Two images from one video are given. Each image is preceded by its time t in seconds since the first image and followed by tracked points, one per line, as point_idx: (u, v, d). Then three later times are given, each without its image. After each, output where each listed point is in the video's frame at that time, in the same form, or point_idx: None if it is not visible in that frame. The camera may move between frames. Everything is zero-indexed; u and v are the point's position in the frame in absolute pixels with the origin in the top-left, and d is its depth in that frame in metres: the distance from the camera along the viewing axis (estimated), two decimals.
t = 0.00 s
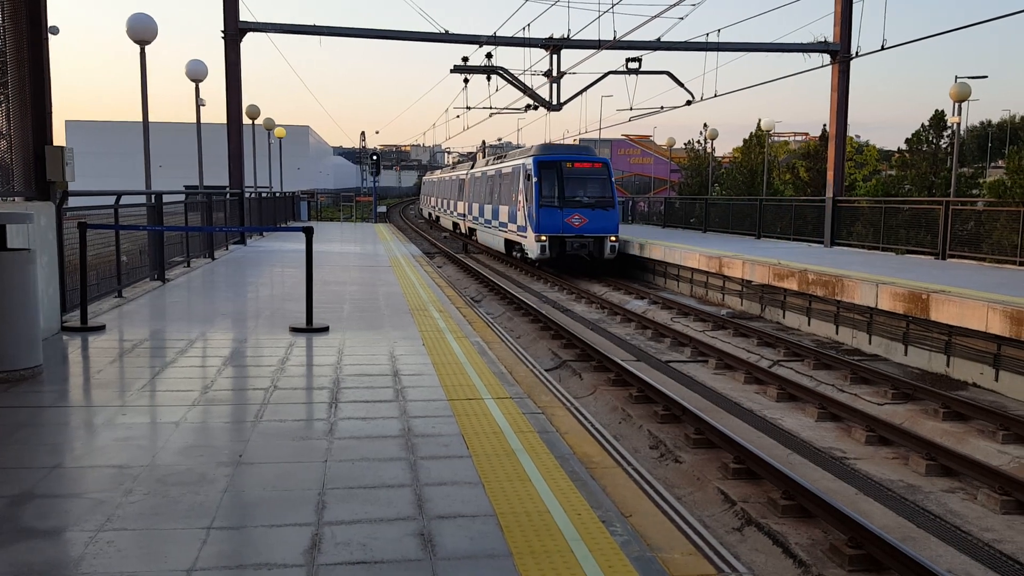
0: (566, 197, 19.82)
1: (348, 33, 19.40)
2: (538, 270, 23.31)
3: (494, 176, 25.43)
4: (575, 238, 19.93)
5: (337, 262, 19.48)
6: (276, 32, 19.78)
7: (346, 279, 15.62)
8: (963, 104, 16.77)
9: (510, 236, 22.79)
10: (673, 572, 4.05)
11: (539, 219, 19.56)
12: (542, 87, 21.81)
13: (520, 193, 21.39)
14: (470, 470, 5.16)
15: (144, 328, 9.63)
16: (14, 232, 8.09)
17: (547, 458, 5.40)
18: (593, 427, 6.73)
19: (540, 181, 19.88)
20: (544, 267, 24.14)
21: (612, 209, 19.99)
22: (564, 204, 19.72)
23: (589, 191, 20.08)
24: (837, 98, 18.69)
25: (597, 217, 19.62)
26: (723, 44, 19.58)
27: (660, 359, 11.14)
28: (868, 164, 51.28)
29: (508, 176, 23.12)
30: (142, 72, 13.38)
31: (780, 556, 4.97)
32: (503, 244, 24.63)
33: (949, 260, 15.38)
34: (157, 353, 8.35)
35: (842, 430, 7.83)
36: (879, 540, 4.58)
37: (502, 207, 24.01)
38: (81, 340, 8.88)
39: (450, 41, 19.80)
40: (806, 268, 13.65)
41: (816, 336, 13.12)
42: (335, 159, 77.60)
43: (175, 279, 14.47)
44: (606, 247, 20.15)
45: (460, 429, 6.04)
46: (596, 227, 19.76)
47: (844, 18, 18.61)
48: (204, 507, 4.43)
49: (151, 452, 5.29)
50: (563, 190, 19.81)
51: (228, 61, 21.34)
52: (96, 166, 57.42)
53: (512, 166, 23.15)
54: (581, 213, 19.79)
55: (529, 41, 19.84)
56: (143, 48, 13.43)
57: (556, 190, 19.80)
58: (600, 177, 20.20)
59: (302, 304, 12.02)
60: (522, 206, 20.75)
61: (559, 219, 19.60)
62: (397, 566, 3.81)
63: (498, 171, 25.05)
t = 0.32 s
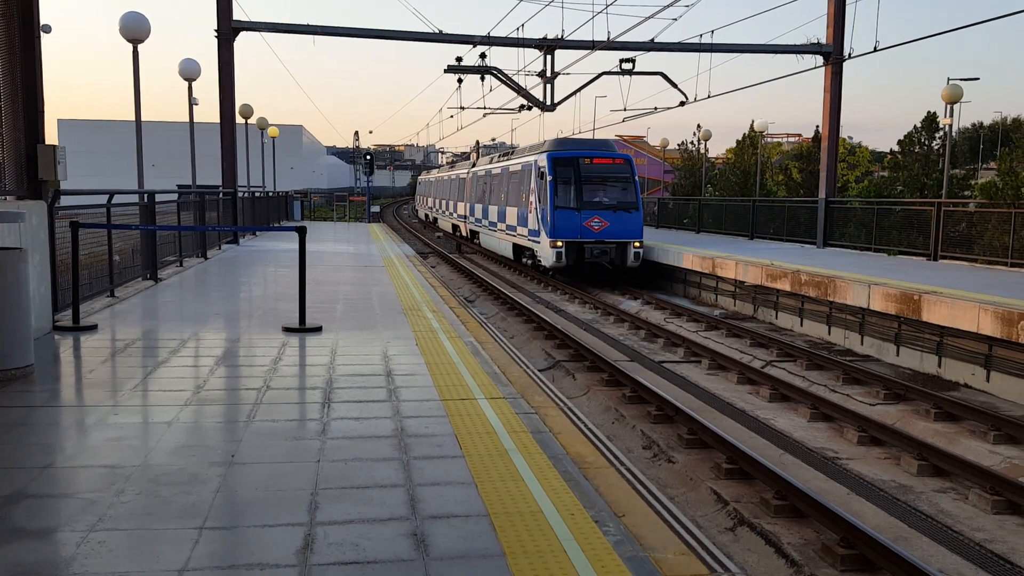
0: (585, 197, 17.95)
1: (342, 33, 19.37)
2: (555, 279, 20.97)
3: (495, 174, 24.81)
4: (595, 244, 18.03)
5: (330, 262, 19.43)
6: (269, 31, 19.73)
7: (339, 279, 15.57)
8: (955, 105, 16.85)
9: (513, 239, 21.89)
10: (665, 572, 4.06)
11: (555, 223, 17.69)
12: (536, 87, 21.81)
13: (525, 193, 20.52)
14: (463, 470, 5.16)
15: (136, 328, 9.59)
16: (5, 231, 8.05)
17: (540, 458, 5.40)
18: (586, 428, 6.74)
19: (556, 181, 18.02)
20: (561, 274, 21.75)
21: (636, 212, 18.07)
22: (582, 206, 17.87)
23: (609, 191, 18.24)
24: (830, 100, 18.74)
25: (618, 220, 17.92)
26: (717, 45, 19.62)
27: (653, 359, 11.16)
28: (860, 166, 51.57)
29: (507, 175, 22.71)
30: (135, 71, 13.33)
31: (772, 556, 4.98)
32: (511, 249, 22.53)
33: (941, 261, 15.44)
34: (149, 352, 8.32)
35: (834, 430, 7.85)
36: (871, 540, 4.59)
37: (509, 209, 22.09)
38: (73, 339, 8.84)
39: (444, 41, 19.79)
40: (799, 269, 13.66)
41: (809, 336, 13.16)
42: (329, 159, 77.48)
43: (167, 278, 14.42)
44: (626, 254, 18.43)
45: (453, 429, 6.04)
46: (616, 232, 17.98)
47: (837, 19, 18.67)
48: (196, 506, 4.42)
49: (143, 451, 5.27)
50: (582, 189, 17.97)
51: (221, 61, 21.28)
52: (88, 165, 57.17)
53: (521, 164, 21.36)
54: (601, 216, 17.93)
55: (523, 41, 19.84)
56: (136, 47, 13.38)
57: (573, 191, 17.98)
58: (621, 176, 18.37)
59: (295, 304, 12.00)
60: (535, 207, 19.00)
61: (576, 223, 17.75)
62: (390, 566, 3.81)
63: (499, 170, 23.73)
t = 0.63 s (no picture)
0: (618, 198, 15.67)
1: (340, 32, 19.36)
2: (582, 292, 18.35)
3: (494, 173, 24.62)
4: (631, 252, 15.69)
5: (328, 262, 19.42)
6: (268, 31, 19.72)
7: (337, 280, 15.55)
8: (953, 106, 16.88)
9: (510, 241, 21.85)
10: (663, 572, 4.06)
11: (584, 228, 15.39)
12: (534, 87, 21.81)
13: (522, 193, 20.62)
14: (461, 470, 5.17)
15: (134, 328, 9.59)
16: (3, 231, 8.04)
17: (538, 458, 5.41)
18: (585, 428, 6.75)
19: (585, 179, 15.71)
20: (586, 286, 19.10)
21: (677, 215, 15.78)
22: (614, 209, 15.59)
23: (646, 191, 15.88)
24: (829, 101, 18.77)
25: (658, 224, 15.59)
26: (715, 46, 19.64)
27: (652, 359, 11.16)
28: (858, 167, 51.78)
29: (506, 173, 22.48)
30: (133, 70, 13.32)
31: (770, 556, 4.98)
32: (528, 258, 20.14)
33: (938, 262, 15.47)
34: (147, 352, 8.31)
35: (832, 431, 7.87)
36: (868, 540, 4.60)
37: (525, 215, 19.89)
38: (70, 339, 8.83)
39: (443, 41, 19.79)
40: (796, 270, 13.65)
41: (807, 336, 13.18)
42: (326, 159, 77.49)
43: (165, 279, 14.41)
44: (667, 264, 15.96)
45: (451, 429, 6.05)
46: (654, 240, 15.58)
47: (835, 20, 18.69)
48: (194, 507, 4.42)
49: (141, 451, 5.27)
50: (614, 189, 15.67)
51: (219, 61, 21.28)
52: (86, 165, 57.08)
53: (536, 164, 19.16)
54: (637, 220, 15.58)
55: (521, 41, 19.85)
56: (134, 46, 13.37)
57: (604, 192, 15.63)
58: (658, 173, 16.04)
59: (293, 304, 11.99)
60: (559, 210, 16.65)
61: (608, 228, 15.43)
62: (388, 566, 3.81)
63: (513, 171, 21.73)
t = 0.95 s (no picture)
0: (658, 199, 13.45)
1: (340, 33, 19.35)
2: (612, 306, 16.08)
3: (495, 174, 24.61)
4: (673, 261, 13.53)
5: (327, 262, 19.44)
6: (267, 31, 19.72)
7: (337, 280, 15.55)
8: (952, 107, 16.88)
9: (510, 241, 21.85)
10: (661, 572, 4.07)
11: (619, 234, 13.21)
12: (533, 87, 21.81)
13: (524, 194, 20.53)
14: (460, 470, 5.17)
15: (134, 328, 9.58)
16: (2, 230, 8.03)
17: (537, 458, 5.41)
18: (584, 428, 6.75)
19: (621, 179, 13.48)
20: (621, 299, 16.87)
21: (726, 219, 13.60)
22: (654, 212, 13.35)
23: (690, 191, 13.64)
24: (828, 101, 18.78)
25: (703, 231, 13.47)
26: (714, 47, 19.65)
27: (651, 360, 11.16)
28: (857, 168, 51.85)
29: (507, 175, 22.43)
30: (133, 70, 13.32)
31: (769, 556, 4.98)
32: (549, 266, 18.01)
33: (938, 262, 15.48)
34: (147, 352, 8.32)
35: (830, 431, 7.87)
36: (867, 540, 4.61)
37: (547, 219, 17.67)
38: (69, 339, 8.83)
39: (442, 41, 19.79)
40: (795, 270, 13.61)
41: (807, 337, 13.19)
42: (326, 159, 77.49)
43: (165, 279, 14.41)
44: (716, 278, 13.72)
45: (451, 429, 6.06)
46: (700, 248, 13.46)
47: (835, 21, 18.70)
48: (193, 506, 4.43)
49: (141, 451, 5.28)
50: (654, 190, 13.45)
51: (219, 61, 21.28)
52: (85, 164, 57.03)
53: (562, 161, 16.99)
54: (681, 225, 13.37)
55: (521, 42, 19.85)
56: (134, 46, 13.37)
57: (643, 193, 13.40)
58: (703, 171, 13.78)
59: (292, 305, 12.00)
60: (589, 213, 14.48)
61: (648, 235, 13.25)
62: (387, 566, 3.82)
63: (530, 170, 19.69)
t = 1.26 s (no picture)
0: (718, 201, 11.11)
1: (338, 32, 19.34)
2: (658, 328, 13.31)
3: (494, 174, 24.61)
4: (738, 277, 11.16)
5: (324, 262, 19.42)
6: (265, 31, 19.71)
7: (334, 280, 15.54)
8: (949, 108, 16.93)
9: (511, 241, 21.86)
10: (659, 572, 4.07)
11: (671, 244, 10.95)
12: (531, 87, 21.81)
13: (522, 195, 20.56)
14: (457, 471, 5.17)
15: (131, 328, 9.56)
16: None
17: (534, 459, 5.42)
18: (581, 428, 6.76)
19: (673, 176, 11.21)
20: (667, 322, 14.27)
21: (799, 225, 11.27)
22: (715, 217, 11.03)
23: (755, 192, 11.29)
24: (825, 101, 18.81)
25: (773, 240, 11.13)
26: (712, 47, 19.67)
27: (648, 360, 11.17)
28: (854, 168, 51.91)
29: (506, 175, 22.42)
30: (130, 69, 13.30)
31: (765, 556, 4.98)
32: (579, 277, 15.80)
33: (934, 262, 15.52)
34: (144, 352, 8.31)
35: (827, 432, 7.88)
36: (863, 540, 4.62)
37: (575, 224, 15.53)
38: (66, 339, 8.81)
39: (440, 41, 19.79)
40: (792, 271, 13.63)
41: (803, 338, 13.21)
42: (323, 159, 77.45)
43: (162, 278, 14.39)
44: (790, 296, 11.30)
45: (447, 429, 6.06)
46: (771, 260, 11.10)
47: (832, 22, 18.72)
48: (191, 506, 4.43)
49: (138, 451, 5.28)
50: (713, 188, 11.13)
51: (216, 60, 21.26)
52: (82, 164, 56.93)
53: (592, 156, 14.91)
54: (746, 233, 11.07)
55: (518, 42, 19.87)
56: (131, 46, 13.36)
57: (699, 194, 11.11)
58: (770, 167, 11.44)
59: (289, 304, 11.99)
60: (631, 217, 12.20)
61: (706, 246, 10.97)
62: (385, 566, 3.82)
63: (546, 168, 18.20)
